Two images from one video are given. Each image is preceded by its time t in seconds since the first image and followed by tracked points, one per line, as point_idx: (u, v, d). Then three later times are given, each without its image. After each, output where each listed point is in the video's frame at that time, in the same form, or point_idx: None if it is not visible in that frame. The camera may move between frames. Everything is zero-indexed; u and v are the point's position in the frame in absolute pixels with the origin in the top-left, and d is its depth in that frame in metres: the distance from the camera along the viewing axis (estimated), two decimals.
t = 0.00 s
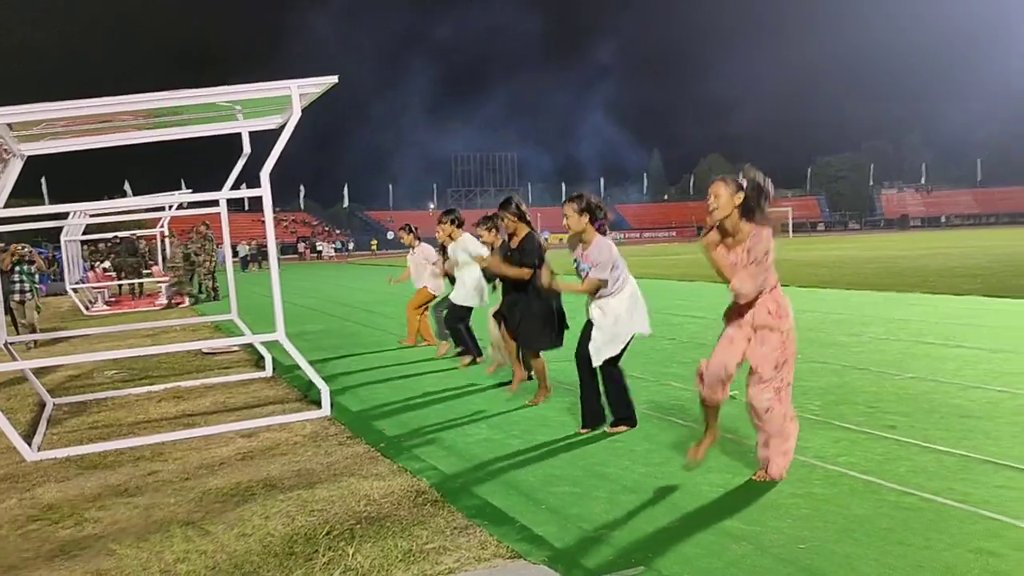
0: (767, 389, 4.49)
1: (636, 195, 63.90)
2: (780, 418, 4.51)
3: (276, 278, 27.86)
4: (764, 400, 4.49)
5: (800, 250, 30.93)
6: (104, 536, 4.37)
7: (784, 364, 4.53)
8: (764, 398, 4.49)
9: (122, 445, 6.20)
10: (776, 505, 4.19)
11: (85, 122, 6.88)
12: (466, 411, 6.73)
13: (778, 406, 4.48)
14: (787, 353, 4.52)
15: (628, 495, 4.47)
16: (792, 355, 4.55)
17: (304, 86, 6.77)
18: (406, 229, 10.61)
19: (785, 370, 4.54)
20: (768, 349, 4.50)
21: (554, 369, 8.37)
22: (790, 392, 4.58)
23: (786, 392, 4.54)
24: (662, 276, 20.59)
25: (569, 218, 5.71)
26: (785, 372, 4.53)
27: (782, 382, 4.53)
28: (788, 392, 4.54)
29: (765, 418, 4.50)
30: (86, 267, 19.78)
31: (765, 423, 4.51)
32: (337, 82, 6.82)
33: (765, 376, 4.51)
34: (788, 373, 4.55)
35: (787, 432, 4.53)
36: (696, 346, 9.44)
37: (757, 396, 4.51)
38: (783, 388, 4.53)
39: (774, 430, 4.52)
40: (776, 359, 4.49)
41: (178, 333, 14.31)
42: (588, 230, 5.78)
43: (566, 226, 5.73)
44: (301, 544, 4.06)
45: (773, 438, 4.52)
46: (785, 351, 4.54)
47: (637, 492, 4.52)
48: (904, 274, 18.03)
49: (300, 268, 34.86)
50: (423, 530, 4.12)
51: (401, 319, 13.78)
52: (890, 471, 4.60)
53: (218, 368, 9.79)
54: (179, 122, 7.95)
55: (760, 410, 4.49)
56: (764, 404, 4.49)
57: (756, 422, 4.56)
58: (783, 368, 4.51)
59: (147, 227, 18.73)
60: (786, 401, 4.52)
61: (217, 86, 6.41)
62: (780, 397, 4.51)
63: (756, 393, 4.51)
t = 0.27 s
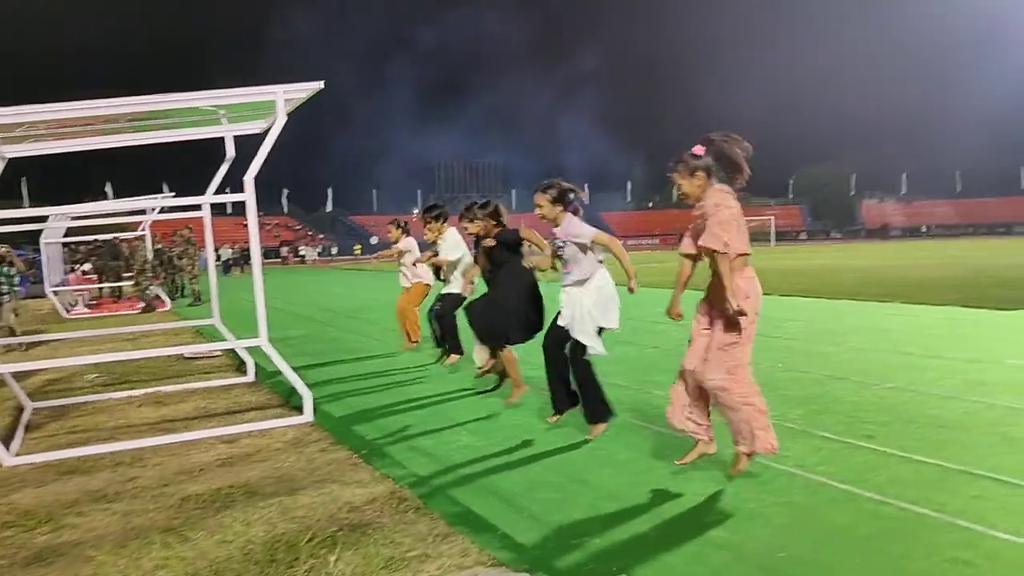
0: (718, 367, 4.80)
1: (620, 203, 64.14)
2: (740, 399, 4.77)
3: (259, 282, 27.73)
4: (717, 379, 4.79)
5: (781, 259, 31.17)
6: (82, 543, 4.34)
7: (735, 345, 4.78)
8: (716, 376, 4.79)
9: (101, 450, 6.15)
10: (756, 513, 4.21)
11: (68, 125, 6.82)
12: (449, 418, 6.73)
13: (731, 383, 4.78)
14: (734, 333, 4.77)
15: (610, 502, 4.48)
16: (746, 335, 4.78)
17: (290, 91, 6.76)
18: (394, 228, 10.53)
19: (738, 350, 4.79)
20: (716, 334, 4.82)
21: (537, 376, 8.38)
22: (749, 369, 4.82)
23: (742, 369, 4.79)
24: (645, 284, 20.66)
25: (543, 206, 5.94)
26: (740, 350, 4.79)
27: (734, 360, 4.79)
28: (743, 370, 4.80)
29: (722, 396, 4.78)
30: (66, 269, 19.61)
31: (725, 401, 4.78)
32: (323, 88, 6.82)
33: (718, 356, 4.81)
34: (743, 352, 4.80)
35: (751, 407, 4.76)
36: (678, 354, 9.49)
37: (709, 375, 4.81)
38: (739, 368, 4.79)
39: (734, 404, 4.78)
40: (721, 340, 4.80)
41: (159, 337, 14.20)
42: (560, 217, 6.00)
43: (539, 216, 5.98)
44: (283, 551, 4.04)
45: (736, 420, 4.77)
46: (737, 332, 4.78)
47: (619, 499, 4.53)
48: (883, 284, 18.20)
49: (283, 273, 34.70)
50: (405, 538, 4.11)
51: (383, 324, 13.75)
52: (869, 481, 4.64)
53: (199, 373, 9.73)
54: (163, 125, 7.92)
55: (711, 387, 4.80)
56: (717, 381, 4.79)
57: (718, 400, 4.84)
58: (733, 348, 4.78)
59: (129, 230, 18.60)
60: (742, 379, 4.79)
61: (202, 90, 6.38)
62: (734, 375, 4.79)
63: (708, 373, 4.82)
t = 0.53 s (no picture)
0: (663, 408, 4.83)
1: (606, 207, 64.31)
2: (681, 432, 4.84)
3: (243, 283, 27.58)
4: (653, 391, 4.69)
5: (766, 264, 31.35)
6: (59, 546, 4.29)
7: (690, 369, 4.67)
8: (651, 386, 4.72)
9: (80, 452, 6.09)
10: (738, 518, 4.23)
11: (51, 123, 6.77)
12: (433, 421, 6.71)
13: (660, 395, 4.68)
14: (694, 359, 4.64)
15: (592, 506, 4.49)
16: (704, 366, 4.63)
17: (276, 92, 6.74)
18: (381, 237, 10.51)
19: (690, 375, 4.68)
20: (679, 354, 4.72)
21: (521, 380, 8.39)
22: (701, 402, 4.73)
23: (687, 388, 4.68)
24: (630, 288, 20.71)
25: (529, 228, 5.85)
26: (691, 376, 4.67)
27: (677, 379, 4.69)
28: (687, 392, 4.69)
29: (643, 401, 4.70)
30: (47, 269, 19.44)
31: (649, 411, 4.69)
32: (309, 89, 6.81)
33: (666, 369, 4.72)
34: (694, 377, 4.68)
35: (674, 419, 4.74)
36: (663, 358, 9.52)
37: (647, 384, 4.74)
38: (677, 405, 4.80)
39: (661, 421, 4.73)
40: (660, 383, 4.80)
41: (141, 338, 14.10)
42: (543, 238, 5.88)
43: (523, 236, 5.86)
44: (263, 555, 4.02)
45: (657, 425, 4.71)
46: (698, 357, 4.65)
47: (602, 504, 4.54)
48: (867, 290, 18.33)
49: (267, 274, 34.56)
50: (387, 542, 4.09)
51: (368, 326, 13.71)
52: (850, 486, 4.66)
53: (181, 375, 9.67)
54: (147, 125, 7.87)
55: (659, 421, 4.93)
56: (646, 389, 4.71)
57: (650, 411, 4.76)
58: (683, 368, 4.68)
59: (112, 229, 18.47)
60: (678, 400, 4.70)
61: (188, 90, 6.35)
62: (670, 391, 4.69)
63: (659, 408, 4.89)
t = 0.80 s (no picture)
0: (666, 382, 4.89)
1: (592, 208, 64.46)
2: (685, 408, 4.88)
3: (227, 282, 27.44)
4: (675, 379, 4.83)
5: (751, 266, 31.54)
6: (39, 546, 4.25)
7: (703, 347, 4.87)
8: (676, 375, 4.83)
9: (61, 451, 6.04)
10: (721, 518, 4.24)
11: (34, 119, 6.71)
12: (418, 421, 6.69)
13: (689, 384, 4.83)
14: (708, 334, 4.86)
15: (577, 506, 4.50)
16: (714, 340, 4.88)
17: (262, 90, 6.72)
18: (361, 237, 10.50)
19: (702, 353, 4.87)
20: (691, 326, 4.86)
21: (507, 380, 8.39)
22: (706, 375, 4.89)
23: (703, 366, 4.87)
24: (615, 288, 20.78)
25: (518, 211, 5.96)
26: (704, 353, 4.87)
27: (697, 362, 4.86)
28: (703, 373, 4.87)
29: (675, 392, 4.83)
30: (29, 267, 19.28)
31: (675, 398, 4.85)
32: (294, 87, 6.78)
33: (683, 353, 4.86)
34: (705, 355, 4.88)
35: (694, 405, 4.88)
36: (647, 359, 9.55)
37: (670, 372, 4.85)
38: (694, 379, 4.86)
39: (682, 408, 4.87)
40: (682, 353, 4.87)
41: (123, 336, 14.00)
42: (533, 223, 6.01)
43: (513, 217, 5.95)
44: (246, 555, 4.00)
45: (682, 416, 4.86)
46: (709, 333, 4.87)
47: (586, 504, 4.55)
48: (849, 292, 18.48)
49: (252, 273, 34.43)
50: (370, 541, 4.08)
51: (353, 326, 13.68)
52: (833, 486, 4.70)
53: (163, 374, 9.60)
54: (130, 122, 7.81)
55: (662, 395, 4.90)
56: (674, 380, 4.83)
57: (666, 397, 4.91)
58: (700, 349, 4.86)
59: (95, 227, 18.33)
60: (697, 383, 4.85)
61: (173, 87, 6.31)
62: (693, 377, 4.85)
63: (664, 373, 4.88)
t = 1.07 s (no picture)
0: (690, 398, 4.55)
1: (583, 206, 64.50)
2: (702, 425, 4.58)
3: (217, 278, 27.35)
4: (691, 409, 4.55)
5: (741, 264, 31.60)
6: (27, 542, 4.23)
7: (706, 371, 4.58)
8: (691, 404, 4.55)
9: (49, 446, 6.01)
10: (710, 515, 4.25)
11: (22, 113, 6.67)
12: (408, 418, 6.68)
13: (705, 412, 4.55)
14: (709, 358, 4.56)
15: (566, 503, 4.50)
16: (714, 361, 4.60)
17: (252, 85, 6.69)
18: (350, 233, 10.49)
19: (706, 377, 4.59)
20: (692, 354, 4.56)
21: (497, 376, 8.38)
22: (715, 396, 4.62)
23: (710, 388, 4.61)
24: (606, 286, 20.80)
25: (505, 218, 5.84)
26: (708, 377, 4.59)
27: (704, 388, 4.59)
28: (712, 397, 4.60)
29: (692, 422, 4.55)
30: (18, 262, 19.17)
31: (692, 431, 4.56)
32: (285, 83, 6.75)
33: (689, 382, 4.56)
34: (710, 378, 4.60)
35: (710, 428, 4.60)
36: (638, 356, 9.55)
37: (684, 403, 4.56)
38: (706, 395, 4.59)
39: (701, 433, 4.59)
40: (695, 365, 4.55)
41: (113, 332, 13.95)
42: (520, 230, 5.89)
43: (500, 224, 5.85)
44: (235, 551, 3.98)
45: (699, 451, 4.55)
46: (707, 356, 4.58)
47: (576, 500, 4.55)
48: (838, 290, 18.54)
49: (242, 269, 34.34)
50: (360, 538, 4.08)
51: (343, 323, 13.65)
52: (821, 483, 4.72)
53: (153, 370, 9.56)
54: (119, 116, 7.77)
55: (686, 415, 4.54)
56: (691, 410, 4.55)
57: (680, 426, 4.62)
58: (704, 374, 4.56)
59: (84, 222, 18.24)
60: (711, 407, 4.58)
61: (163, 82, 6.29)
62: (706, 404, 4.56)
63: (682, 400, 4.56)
